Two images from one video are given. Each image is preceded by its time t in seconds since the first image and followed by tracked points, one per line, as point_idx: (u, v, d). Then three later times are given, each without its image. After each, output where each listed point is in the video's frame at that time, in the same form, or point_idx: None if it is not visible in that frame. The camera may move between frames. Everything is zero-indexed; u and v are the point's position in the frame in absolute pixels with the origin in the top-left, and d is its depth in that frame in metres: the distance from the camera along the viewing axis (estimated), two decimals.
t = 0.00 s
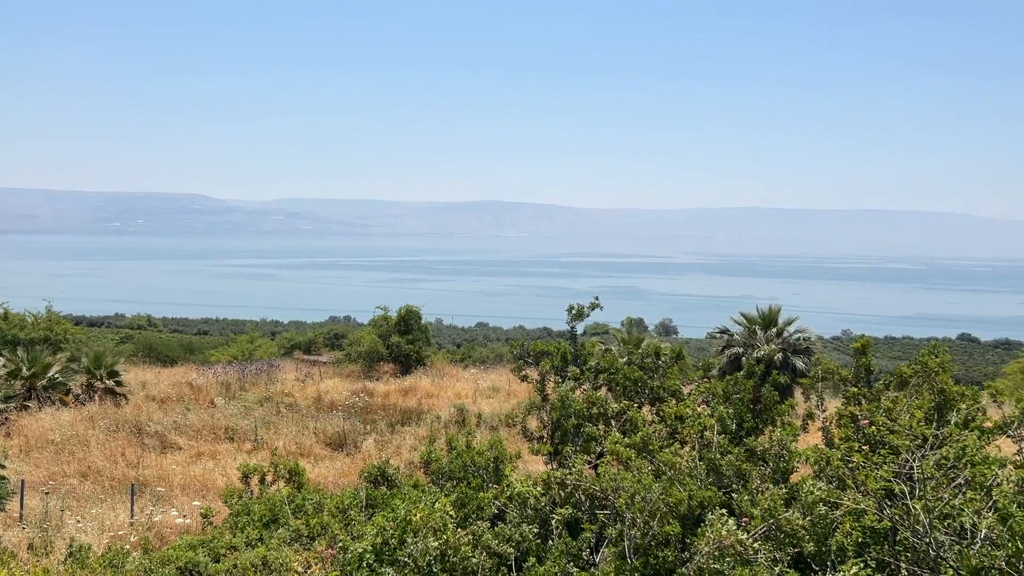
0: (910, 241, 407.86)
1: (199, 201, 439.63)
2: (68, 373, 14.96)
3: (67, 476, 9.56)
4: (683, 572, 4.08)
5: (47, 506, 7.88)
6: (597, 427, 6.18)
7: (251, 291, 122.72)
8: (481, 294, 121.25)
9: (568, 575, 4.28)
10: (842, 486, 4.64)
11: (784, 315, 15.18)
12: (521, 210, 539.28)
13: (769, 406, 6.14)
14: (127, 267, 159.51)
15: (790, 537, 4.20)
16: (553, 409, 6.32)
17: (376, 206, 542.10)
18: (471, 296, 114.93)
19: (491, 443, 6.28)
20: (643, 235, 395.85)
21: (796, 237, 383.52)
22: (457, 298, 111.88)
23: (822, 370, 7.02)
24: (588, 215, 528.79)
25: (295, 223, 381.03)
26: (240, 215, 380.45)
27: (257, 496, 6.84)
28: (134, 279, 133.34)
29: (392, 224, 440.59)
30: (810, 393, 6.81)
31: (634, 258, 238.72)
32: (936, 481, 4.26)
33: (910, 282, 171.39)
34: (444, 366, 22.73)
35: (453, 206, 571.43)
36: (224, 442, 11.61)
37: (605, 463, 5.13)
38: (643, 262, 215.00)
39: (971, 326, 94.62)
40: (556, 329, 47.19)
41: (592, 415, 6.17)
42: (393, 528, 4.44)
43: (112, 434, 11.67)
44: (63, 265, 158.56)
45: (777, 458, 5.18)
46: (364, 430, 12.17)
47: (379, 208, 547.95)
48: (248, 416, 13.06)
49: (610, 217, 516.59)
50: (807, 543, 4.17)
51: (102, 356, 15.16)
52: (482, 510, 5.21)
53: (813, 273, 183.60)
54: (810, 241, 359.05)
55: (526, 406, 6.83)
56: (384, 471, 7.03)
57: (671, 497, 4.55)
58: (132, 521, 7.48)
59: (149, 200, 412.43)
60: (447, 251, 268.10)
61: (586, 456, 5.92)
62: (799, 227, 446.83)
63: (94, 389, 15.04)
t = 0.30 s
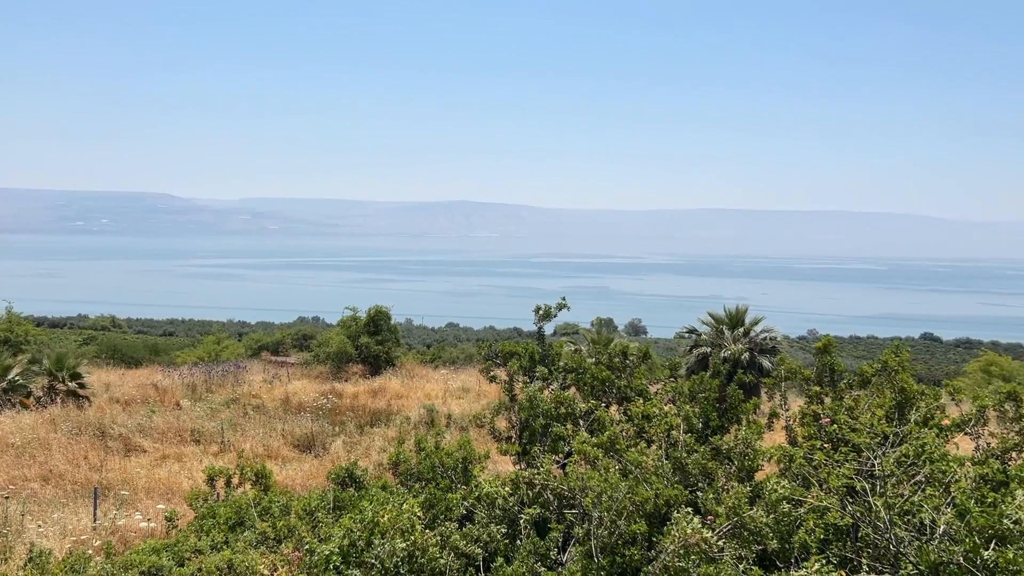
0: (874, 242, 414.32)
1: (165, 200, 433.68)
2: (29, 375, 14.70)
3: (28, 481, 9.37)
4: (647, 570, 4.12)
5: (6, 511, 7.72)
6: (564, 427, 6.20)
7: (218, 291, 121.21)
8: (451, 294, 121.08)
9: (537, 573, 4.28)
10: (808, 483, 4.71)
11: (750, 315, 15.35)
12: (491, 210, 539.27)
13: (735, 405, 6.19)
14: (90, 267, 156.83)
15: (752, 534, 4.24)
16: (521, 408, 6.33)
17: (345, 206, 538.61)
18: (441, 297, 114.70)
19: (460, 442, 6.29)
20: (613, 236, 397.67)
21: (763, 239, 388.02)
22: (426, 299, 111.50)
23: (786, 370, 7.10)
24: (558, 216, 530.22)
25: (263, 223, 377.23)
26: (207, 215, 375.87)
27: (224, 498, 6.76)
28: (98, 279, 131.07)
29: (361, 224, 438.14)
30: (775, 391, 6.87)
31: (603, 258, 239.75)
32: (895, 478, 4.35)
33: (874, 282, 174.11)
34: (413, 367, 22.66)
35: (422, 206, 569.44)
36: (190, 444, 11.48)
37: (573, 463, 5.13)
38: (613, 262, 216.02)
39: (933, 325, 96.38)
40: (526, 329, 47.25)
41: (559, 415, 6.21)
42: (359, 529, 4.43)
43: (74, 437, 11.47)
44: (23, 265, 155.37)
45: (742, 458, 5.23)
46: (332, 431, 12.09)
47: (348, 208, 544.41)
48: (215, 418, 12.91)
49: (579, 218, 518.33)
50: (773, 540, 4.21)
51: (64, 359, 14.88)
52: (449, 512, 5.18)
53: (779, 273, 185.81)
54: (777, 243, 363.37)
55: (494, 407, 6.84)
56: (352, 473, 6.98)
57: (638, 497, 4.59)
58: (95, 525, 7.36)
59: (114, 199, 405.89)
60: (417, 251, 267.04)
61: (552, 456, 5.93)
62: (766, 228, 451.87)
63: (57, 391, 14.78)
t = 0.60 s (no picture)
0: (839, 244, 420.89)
1: (129, 200, 427.59)
2: None
3: None
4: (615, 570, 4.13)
5: None
6: (533, 427, 6.21)
7: (184, 291, 119.83)
8: (420, 295, 120.90)
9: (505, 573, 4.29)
10: (773, 484, 4.78)
11: (719, 315, 15.52)
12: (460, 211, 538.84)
13: (701, 404, 6.24)
14: (52, 267, 154.25)
15: (718, 533, 4.28)
16: (489, 409, 6.31)
17: (314, 206, 534.97)
18: (411, 297, 114.56)
19: (430, 445, 6.27)
20: (582, 237, 399.44)
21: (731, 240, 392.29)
22: (395, 299, 111.29)
23: (752, 369, 7.16)
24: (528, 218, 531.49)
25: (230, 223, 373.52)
26: (173, 215, 371.20)
27: (189, 501, 6.67)
28: (61, 280, 129.04)
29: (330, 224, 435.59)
30: (739, 391, 6.94)
31: (573, 258, 240.77)
32: (856, 476, 4.41)
33: (839, 283, 176.65)
34: (382, 368, 22.56)
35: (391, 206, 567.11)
36: (154, 447, 11.33)
37: (542, 464, 5.13)
38: (583, 264, 217.11)
39: (896, 326, 98.11)
40: (495, 330, 47.30)
41: (527, 414, 6.22)
42: (327, 533, 4.37)
43: (35, 441, 11.24)
44: None
45: (708, 456, 5.26)
46: (300, 433, 11.99)
47: (316, 208, 540.71)
48: (180, 421, 12.75)
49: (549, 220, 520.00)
50: (739, 537, 4.25)
51: (25, 360, 14.59)
52: (417, 514, 5.16)
53: (747, 274, 188.02)
54: (745, 245, 367.48)
55: (465, 407, 6.81)
56: (319, 474, 6.95)
57: (605, 496, 4.60)
58: (56, 530, 7.22)
59: (77, 199, 399.36)
60: (387, 252, 266.06)
61: (522, 457, 5.92)
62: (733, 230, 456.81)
63: (17, 394, 14.49)
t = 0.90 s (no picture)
0: (804, 246, 427.00)
1: (92, 201, 421.16)
2: None
3: None
4: (581, 568, 4.15)
5: None
6: (502, 427, 6.20)
7: (149, 292, 118.29)
8: (388, 296, 120.54)
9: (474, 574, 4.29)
10: (738, 483, 4.83)
11: (686, 316, 15.65)
12: (429, 212, 538.01)
13: (667, 405, 6.26)
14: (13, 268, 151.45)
15: (685, 533, 4.30)
16: (459, 409, 6.28)
17: (281, 207, 530.67)
18: (379, 299, 114.16)
19: (398, 447, 6.24)
20: (552, 238, 400.78)
21: (698, 242, 396.44)
22: (364, 300, 110.86)
23: (718, 369, 7.22)
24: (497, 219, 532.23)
25: (196, 223, 369.37)
26: (137, 215, 366.19)
27: (152, 505, 6.57)
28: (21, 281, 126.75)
29: (298, 224, 432.49)
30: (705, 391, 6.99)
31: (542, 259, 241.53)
32: (819, 475, 4.45)
33: (804, 284, 178.99)
34: (351, 370, 22.43)
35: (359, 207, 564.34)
36: (119, 450, 11.14)
37: (512, 462, 5.11)
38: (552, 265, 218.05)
39: (859, 326, 99.78)
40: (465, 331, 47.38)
41: (498, 414, 6.20)
42: (293, 536, 4.31)
43: None
44: None
45: (674, 456, 5.29)
46: (267, 435, 11.89)
47: (284, 209, 536.61)
48: (146, 424, 12.55)
49: (518, 221, 521.05)
50: (704, 537, 4.30)
51: None
52: (385, 515, 5.12)
53: (714, 275, 190.01)
54: (712, 246, 371.24)
55: (432, 408, 6.77)
56: (287, 476, 6.89)
57: (574, 495, 4.61)
58: (16, 536, 7.07)
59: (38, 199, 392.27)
60: (356, 253, 264.75)
61: (491, 457, 5.91)
62: (701, 231, 461.17)
63: None
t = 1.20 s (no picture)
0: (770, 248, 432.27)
1: (53, 200, 413.54)
2: None
3: None
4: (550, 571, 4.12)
5: None
6: (468, 430, 6.20)
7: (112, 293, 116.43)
8: (357, 297, 119.79)
9: None
10: (703, 482, 4.87)
11: (653, 317, 15.74)
12: (398, 213, 536.03)
13: (636, 406, 6.28)
14: None
15: (651, 535, 4.32)
16: (425, 413, 6.26)
17: (248, 207, 525.36)
18: (347, 300, 113.41)
19: (365, 448, 6.19)
20: (521, 239, 401.40)
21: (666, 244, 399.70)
22: (332, 302, 110.14)
23: (683, 370, 7.28)
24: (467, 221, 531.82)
25: (161, 223, 364.32)
26: (101, 215, 360.19)
27: (112, 510, 6.46)
28: None
29: (266, 225, 428.56)
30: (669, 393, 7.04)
31: (512, 261, 241.90)
32: (783, 475, 4.50)
33: (770, 286, 181.26)
34: (319, 372, 22.28)
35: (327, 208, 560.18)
36: (80, 454, 10.93)
37: (479, 466, 5.10)
38: (521, 266, 218.36)
39: (823, 327, 101.41)
40: (433, 332, 47.37)
41: (464, 417, 6.18)
42: (257, 539, 4.25)
43: None
44: None
45: (641, 456, 5.32)
46: (233, 438, 11.74)
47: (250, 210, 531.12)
48: (108, 427, 12.35)
49: (487, 223, 521.08)
50: (668, 536, 4.33)
51: None
52: (352, 519, 5.08)
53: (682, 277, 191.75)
54: (680, 248, 374.43)
55: (399, 410, 6.73)
56: (252, 480, 6.80)
57: (541, 498, 4.62)
58: None
59: None
60: (324, 254, 262.81)
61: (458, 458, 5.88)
62: (670, 234, 464.72)
63: None
